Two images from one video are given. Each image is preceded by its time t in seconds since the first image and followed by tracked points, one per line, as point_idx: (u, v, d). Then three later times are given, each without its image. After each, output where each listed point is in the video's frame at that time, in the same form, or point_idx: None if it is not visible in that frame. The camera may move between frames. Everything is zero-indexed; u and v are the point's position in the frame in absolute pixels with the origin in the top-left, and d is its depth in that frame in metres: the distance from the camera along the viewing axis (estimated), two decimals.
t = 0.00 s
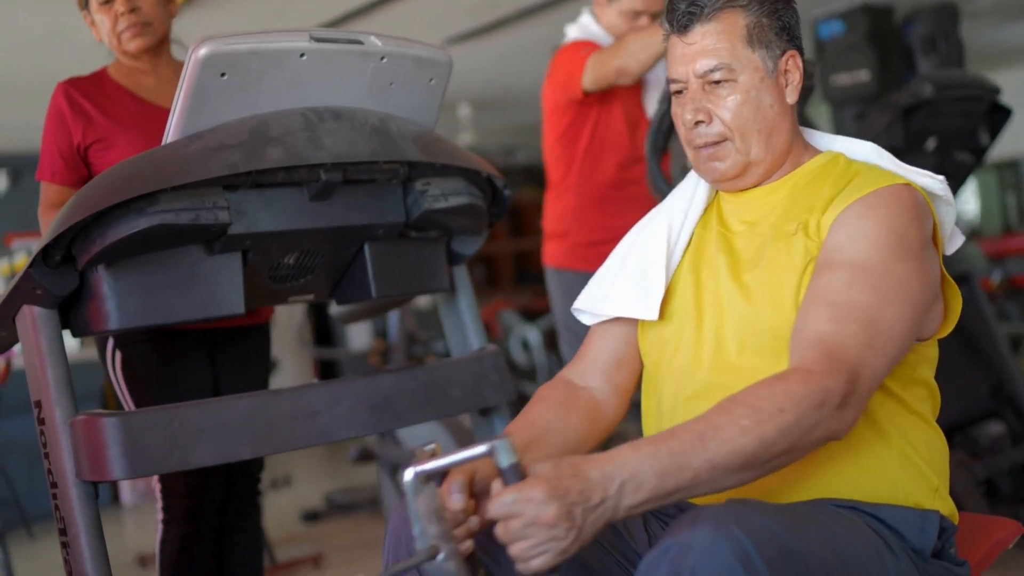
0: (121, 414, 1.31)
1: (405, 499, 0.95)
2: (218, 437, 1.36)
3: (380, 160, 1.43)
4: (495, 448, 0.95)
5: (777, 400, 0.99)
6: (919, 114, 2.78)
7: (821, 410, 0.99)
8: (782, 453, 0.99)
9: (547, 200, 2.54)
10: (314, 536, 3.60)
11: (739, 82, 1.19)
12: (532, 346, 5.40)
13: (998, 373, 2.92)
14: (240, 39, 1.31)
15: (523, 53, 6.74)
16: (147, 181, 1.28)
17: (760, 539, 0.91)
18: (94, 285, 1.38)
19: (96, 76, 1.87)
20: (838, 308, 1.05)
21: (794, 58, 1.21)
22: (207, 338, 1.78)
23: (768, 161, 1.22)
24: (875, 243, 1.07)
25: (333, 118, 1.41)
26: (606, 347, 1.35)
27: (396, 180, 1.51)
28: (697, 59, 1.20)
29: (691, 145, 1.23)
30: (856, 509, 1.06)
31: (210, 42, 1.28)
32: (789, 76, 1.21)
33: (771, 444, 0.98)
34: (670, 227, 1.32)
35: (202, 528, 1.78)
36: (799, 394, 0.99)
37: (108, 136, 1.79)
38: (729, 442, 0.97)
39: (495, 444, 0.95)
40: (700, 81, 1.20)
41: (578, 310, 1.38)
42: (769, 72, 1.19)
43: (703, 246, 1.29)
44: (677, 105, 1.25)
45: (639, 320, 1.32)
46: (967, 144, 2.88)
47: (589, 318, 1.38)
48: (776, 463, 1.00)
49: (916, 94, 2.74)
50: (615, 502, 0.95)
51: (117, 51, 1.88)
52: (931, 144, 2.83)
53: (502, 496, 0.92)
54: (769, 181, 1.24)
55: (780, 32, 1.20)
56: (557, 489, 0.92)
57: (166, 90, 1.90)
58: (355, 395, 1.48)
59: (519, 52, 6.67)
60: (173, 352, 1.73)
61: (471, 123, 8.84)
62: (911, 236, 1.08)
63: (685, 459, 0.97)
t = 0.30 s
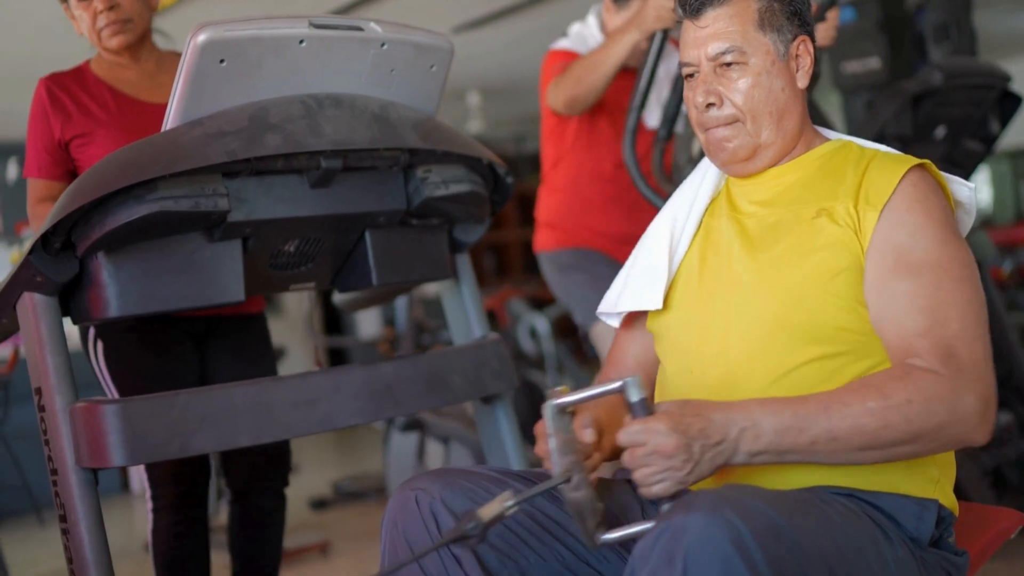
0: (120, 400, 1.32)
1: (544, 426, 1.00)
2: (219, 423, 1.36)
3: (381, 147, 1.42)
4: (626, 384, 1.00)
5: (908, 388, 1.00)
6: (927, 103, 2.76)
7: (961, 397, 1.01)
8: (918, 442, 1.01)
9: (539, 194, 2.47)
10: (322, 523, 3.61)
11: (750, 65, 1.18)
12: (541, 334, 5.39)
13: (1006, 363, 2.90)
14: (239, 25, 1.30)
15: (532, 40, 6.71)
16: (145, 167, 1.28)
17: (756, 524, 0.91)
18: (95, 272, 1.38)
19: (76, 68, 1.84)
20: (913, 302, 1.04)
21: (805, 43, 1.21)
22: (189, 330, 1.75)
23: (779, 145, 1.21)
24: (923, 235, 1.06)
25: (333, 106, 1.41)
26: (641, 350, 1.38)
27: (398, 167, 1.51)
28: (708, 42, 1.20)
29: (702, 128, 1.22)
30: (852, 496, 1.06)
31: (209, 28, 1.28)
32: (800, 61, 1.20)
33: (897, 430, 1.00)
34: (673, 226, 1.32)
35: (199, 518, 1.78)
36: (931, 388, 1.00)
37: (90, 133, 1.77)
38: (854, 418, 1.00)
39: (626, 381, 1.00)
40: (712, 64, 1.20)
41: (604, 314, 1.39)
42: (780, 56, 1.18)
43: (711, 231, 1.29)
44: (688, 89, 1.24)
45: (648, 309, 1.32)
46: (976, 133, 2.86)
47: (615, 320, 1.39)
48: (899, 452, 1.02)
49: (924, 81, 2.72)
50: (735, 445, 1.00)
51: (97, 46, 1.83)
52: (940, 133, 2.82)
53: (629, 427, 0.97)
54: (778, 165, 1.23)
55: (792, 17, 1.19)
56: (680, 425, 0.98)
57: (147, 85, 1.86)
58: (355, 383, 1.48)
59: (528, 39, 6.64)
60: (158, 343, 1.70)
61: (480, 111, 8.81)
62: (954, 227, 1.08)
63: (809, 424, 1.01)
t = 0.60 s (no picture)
0: (120, 390, 1.31)
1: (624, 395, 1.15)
2: (220, 414, 1.36)
3: (383, 137, 1.42)
4: (701, 358, 1.06)
5: (973, 375, 1.01)
6: (933, 96, 2.74)
7: None
8: (982, 428, 1.03)
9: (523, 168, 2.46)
10: (324, 515, 3.61)
11: (748, 54, 1.17)
12: (543, 327, 5.38)
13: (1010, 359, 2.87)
14: (239, 13, 1.29)
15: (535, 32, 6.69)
16: (145, 156, 1.27)
17: (760, 511, 0.91)
18: (95, 261, 1.37)
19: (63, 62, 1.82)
20: (948, 299, 1.04)
21: (806, 35, 1.20)
22: (186, 320, 1.71)
23: (775, 136, 1.20)
24: (948, 232, 1.05)
25: (334, 95, 1.40)
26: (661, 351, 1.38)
27: (399, 157, 1.50)
28: (707, 32, 1.20)
29: (699, 118, 1.22)
30: (857, 487, 1.05)
31: (209, 17, 1.27)
32: (800, 52, 1.19)
33: (963, 416, 1.02)
34: (671, 221, 1.31)
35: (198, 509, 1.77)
36: (997, 376, 1.01)
37: (79, 126, 1.76)
38: (921, 403, 1.02)
39: (702, 355, 1.06)
40: (710, 53, 1.19)
41: (612, 314, 1.38)
42: (779, 47, 1.17)
43: (713, 221, 1.28)
44: (687, 79, 1.24)
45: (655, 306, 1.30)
46: (982, 126, 2.85)
47: (625, 319, 1.38)
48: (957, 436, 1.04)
49: (930, 73, 2.71)
50: (800, 424, 1.04)
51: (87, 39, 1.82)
52: (946, 126, 2.80)
53: (700, 401, 1.06)
54: (774, 156, 1.23)
55: (792, 8, 1.19)
56: (743, 402, 1.04)
57: (136, 76, 1.85)
58: (355, 374, 1.47)
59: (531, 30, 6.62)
60: (145, 333, 1.66)
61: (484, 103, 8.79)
62: (974, 220, 1.07)
63: (876, 408, 1.02)
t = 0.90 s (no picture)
0: (125, 379, 1.31)
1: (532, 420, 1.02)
2: (224, 404, 1.35)
3: (388, 128, 1.41)
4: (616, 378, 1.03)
5: (898, 379, 1.00)
6: (937, 88, 2.74)
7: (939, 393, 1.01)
8: (907, 433, 1.02)
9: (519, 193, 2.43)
10: (324, 506, 3.60)
11: (755, 46, 1.17)
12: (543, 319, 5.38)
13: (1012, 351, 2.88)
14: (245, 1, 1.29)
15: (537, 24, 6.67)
16: (151, 144, 1.27)
17: (768, 505, 0.90)
18: (99, 251, 1.37)
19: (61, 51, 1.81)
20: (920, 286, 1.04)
21: (811, 26, 1.19)
22: (187, 310, 1.71)
23: (782, 129, 1.20)
24: (925, 214, 1.05)
25: (339, 84, 1.39)
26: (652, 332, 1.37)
27: (404, 148, 1.50)
28: (714, 23, 1.19)
29: (706, 110, 1.21)
30: (864, 482, 1.04)
31: (214, 4, 1.26)
32: (807, 44, 1.19)
33: (886, 422, 1.01)
34: (676, 203, 1.31)
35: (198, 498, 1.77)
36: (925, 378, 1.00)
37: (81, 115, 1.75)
38: (843, 413, 1.00)
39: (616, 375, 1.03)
40: (716, 45, 1.19)
41: (604, 292, 1.38)
42: (786, 38, 1.17)
43: (716, 211, 1.27)
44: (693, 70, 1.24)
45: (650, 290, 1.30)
46: (986, 119, 2.84)
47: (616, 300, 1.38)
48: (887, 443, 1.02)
49: (934, 66, 2.70)
50: (724, 444, 1.00)
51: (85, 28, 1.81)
52: (949, 119, 2.79)
53: (622, 421, 0.99)
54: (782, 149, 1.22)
55: None
56: (671, 421, 0.98)
57: (136, 63, 1.83)
58: (358, 364, 1.47)
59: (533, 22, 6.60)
60: (144, 324, 1.65)
61: (485, 95, 8.78)
62: (952, 202, 1.07)
63: (798, 421, 1.01)
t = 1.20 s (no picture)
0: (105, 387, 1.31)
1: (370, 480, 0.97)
2: (204, 412, 1.35)
3: (369, 136, 1.42)
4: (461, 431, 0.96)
5: (741, 378, 0.98)
6: (914, 100, 2.77)
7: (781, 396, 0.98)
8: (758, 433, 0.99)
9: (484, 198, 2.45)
10: (306, 517, 3.59)
11: (702, 56, 1.17)
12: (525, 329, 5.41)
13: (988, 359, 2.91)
14: (226, 10, 1.29)
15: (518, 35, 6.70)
16: (132, 152, 1.27)
17: (743, 514, 0.91)
18: (79, 259, 1.37)
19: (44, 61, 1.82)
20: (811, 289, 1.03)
21: (758, 32, 1.19)
22: (168, 319, 1.71)
23: (733, 138, 1.19)
24: (838, 213, 1.05)
25: (321, 92, 1.40)
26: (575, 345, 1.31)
27: (385, 156, 1.50)
28: (659, 35, 1.18)
29: (655, 122, 1.21)
30: (837, 488, 1.05)
31: (196, 13, 1.27)
32: (754, 50, 1.19)
33: (742, 426, 0.98)
34: (635, 209, 1.27)
35: (177, 508, 1.76)
36: (765, 371, 0.98)
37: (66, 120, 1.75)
38: (699, 428, 0.97)
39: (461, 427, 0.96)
40: (663, 57, 1.18)
41: (547, 297, 1.33)
42: (733, 47, 1.17)
43: (668, 222, 1.25)
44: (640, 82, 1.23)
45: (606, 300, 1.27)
46: (962, 130, 2.88)
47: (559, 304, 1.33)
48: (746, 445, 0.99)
49: (911, 78, 2.73)
50: (581, 490, 0.94)
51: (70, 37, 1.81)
52: (926, 131, 2.81)
53: (467, 479, 0.92)
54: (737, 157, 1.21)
55: (744, 5, 1.18)
56: (522, 472, 0.92)
57: (119, 71, 1.84)
58: (339, 372, 1.47)
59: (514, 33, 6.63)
60: (128, 333, 1.65)
61: (467, 105, 8.81)
62: (874, 201, 1.06)
63: (651, 446, 0.96)
